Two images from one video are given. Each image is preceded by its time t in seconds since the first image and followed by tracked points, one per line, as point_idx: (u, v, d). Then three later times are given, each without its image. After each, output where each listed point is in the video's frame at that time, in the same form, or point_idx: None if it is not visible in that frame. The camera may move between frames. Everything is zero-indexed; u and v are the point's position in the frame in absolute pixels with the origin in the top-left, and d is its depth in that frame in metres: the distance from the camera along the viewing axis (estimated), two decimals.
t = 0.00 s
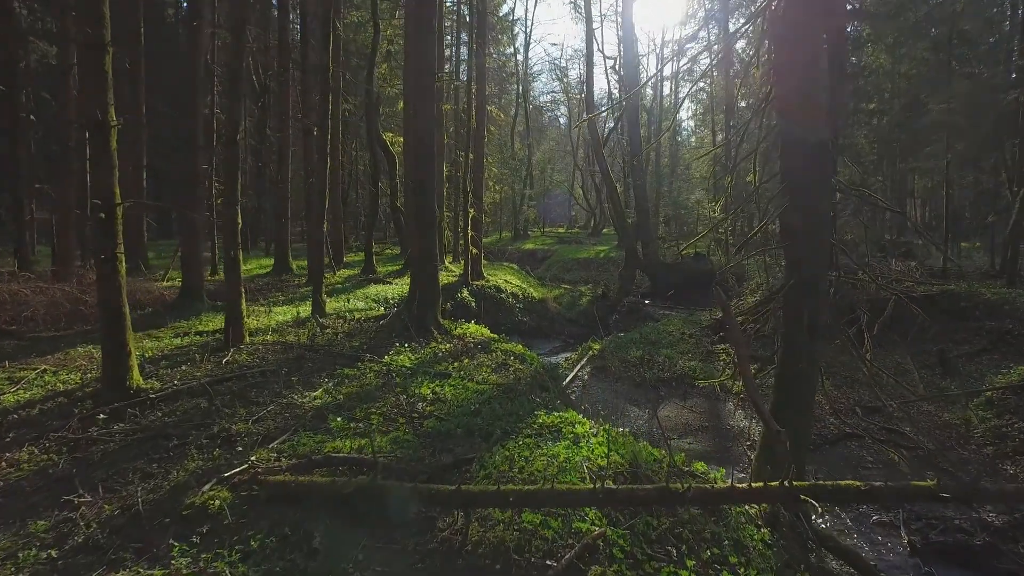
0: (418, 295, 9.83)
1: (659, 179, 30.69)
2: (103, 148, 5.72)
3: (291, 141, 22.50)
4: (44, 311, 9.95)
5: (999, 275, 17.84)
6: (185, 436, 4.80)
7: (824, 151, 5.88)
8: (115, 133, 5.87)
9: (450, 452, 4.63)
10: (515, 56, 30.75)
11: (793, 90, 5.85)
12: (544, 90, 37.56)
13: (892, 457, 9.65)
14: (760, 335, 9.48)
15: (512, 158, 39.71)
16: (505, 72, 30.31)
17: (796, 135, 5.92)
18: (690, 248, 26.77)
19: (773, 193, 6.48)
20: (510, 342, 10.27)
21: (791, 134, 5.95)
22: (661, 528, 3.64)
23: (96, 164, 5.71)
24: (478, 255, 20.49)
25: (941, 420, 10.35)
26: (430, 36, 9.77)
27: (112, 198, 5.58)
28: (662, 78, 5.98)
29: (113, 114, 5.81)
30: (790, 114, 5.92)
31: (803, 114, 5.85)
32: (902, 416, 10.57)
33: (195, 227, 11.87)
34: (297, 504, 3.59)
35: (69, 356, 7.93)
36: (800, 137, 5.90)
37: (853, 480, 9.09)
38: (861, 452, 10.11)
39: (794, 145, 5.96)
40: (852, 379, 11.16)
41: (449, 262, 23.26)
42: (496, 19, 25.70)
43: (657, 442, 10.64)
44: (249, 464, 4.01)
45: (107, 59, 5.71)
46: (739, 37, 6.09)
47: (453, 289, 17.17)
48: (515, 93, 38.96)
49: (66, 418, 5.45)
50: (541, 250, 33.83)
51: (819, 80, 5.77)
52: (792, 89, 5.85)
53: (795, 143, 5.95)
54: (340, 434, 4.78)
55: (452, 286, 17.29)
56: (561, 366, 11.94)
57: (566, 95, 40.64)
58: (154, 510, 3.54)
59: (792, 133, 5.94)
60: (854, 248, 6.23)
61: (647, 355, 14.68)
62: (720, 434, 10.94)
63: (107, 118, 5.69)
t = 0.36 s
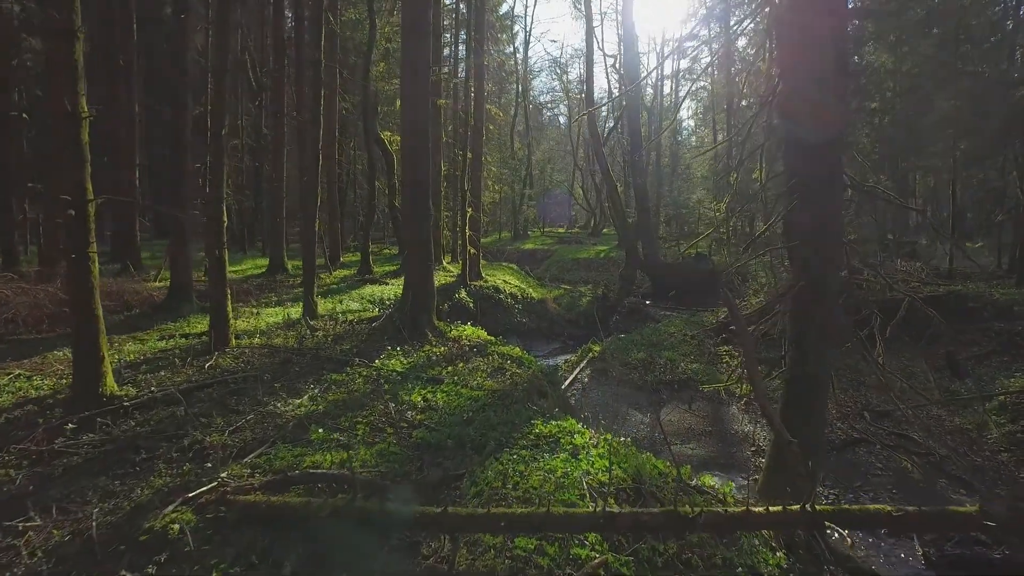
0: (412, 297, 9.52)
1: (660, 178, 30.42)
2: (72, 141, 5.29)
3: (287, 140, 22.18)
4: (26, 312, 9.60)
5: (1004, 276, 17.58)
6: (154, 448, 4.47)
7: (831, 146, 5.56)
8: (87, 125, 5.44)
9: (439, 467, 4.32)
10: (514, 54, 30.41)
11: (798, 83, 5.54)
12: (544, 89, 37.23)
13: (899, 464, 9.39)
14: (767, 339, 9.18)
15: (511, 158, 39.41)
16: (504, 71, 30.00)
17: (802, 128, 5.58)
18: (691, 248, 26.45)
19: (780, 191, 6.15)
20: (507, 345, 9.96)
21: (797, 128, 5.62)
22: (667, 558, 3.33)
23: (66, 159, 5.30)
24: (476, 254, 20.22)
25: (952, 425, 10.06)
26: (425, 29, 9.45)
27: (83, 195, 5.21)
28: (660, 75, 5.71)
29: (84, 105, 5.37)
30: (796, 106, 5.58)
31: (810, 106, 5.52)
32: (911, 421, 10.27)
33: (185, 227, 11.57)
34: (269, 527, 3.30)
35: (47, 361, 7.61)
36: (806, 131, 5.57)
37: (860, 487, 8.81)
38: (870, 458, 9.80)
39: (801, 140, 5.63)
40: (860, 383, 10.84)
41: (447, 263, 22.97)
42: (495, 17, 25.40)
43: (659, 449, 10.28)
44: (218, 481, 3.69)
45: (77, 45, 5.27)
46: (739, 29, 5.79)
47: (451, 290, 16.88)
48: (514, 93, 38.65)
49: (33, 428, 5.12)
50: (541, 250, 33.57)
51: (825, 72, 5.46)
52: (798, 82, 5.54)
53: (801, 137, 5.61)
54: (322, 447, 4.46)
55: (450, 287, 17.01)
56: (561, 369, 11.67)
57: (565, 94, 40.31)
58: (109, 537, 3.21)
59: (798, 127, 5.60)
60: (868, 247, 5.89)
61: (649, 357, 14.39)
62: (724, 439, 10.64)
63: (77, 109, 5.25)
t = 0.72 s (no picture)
0: (405, 297, 9.16)
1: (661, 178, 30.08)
2: (37, 133, 4.88)
3: (283, 138, 21.85)
4: (6, 314, 9.21)
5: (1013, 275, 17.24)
6: (117, 465, 4.11)
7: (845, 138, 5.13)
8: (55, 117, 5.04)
9: (428, 484, 3.99)
10: (513, 52, 30.03)
11: (807, 73, 5.12)
12: (544, 87, 36.87)
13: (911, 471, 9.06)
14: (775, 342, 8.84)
15: (511, 157, 39.05)
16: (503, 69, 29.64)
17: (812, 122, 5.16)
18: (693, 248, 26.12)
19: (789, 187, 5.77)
20: (505, 347, 9.64)
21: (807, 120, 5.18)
22: None
23: (32, 153, 4.90)
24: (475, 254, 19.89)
25: (966, 430, 9.72)
26: (420, 21, 9.08)
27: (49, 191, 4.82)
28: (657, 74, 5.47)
29: (50, 94, 4.97)
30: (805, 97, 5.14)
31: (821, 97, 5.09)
32: (922, 425, 9.93)
33: (173, 226, 11.22)
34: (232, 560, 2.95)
35: (23, 366, 7.25)
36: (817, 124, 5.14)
37: (872, 495, 8.49)
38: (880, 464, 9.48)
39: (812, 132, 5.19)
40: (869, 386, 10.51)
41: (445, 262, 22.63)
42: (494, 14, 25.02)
43: (662, 455, 9.94)
44: (180, 505, 3.33)
45: (43, 30, 4.87)
46: (740, 16, 5.42)
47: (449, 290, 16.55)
48: (514, 92, 38.34)
49: None
50: (541, 250, 33.25)
51: (835, 60, 5.04)
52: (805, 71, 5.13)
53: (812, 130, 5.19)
54: (300, 463, 4.11)
55: (447, 287, 16.68)
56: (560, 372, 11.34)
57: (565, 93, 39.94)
58: (51, 571, 2.85)
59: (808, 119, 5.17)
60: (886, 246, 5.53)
61: (651, 359, 14.04)
62: (729, 444, 10.30)
63: (41, 98, 4.84)
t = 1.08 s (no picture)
0: (398, 299, 8.82)
1: (662, 177, 29.74)
2: None
3: (278, 136, 21.50)
4: None
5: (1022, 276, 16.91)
6: (72, 483, 3.75)
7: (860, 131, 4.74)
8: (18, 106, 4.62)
9: (412, 504, 3.66)
10: (512, 50, 29.61)
11: (815, 61, 4.72)
12: (543, 87, 36.48)
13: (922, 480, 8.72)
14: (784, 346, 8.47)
15: (510, 156, 38.69)
16: (503, 67, 29.23)
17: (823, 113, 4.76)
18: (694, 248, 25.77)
19: (801, 185, 5.40)
20: (502, 351, 9.31)
21: (817, 113, 4.79)
22: None
23: None
24: (473, 254, 19.54)
25: (980, 436, 9.38)
26: (414, 11, 8.68)
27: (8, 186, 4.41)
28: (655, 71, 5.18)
29: (8, 81, 4.52)
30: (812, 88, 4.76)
31: (831, 86, 4.70)
32: (933, 430, 9.58)
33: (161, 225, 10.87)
34: None
35: None
36: (829, 116, 4.74)
37: (883, 504, 8.15)
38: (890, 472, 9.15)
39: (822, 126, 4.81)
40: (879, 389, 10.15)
41: (442, 262, 22.28)
42: (493, 11, 24.62)
43: (664, 461, 9.61)
44: (131, 535, 3.01)
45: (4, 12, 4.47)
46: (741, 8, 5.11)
47: (446, 290, 16.22)
48: (513, 90, 37.96)
49: None
50: (540, 249, 32.96)
51: (846, 46, 4.65)
52: (813, 59, 4.73)
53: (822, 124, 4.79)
54: (273, 482, 3.77)
55: (444, 288, 16.35)
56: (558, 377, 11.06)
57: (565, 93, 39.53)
58: None
59: (818, 112, 4.78)
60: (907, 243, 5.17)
61: (652, 361, 13.72)
62: (733, 450, 9.98)
63: None
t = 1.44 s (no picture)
0: (389, 302, 8.47)
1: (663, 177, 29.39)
2: None
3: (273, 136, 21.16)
4: None
5: None
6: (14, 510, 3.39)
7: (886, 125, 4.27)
8: None
9: (390, 536, 3.32)
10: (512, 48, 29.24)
11: (844, 42, 4.19)
12: (543, 86, 36.13)
13: (935, 490, 8.36)
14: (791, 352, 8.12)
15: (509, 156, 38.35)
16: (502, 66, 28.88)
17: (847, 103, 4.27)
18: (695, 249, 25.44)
19: (814, 183, 4.96)
20: (498, 356, 8.96)
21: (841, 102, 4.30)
22: None
23: None
24: (470, 254, 19.17)
25: (995, 445, 9.00)
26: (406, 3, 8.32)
27: None
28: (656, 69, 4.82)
29: None
30: (839, 73, 4.25)
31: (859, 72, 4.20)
32: (947, 438, 9.21)
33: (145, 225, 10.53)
34: None
35: None
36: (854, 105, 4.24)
37: (894, 517, 7.79)
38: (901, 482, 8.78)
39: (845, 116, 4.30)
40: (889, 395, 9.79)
41: (439, 263, 21.93)
42: (492, 8, 24.26)
43: (665, 470, 9.26)
44: None
45: None
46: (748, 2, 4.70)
47: (442, 292, 15.86)
48: (513, 90, 37.58)
49: None
50: (539, 250, 32.61)
51: (872, 31, 4.17)
52: (842, 38, 4.19)
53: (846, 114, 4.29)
54: (238, 509, 3.43)
55: (441, 289, 15.99)
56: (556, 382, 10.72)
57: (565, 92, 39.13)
58: None
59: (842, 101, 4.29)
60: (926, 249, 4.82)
61: (653, 365, 13.36)
62: (737, 458, 9.61)
63: None
